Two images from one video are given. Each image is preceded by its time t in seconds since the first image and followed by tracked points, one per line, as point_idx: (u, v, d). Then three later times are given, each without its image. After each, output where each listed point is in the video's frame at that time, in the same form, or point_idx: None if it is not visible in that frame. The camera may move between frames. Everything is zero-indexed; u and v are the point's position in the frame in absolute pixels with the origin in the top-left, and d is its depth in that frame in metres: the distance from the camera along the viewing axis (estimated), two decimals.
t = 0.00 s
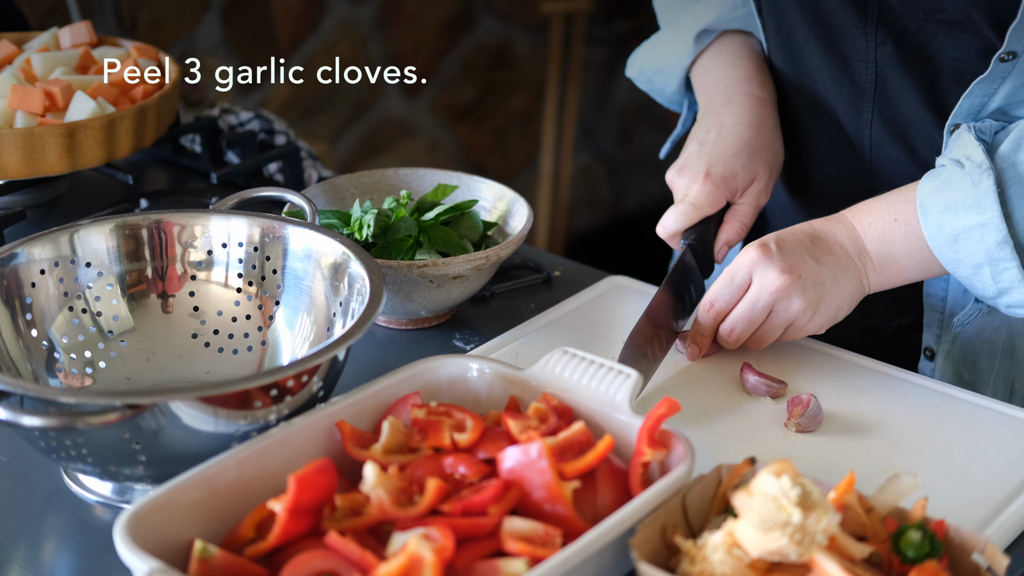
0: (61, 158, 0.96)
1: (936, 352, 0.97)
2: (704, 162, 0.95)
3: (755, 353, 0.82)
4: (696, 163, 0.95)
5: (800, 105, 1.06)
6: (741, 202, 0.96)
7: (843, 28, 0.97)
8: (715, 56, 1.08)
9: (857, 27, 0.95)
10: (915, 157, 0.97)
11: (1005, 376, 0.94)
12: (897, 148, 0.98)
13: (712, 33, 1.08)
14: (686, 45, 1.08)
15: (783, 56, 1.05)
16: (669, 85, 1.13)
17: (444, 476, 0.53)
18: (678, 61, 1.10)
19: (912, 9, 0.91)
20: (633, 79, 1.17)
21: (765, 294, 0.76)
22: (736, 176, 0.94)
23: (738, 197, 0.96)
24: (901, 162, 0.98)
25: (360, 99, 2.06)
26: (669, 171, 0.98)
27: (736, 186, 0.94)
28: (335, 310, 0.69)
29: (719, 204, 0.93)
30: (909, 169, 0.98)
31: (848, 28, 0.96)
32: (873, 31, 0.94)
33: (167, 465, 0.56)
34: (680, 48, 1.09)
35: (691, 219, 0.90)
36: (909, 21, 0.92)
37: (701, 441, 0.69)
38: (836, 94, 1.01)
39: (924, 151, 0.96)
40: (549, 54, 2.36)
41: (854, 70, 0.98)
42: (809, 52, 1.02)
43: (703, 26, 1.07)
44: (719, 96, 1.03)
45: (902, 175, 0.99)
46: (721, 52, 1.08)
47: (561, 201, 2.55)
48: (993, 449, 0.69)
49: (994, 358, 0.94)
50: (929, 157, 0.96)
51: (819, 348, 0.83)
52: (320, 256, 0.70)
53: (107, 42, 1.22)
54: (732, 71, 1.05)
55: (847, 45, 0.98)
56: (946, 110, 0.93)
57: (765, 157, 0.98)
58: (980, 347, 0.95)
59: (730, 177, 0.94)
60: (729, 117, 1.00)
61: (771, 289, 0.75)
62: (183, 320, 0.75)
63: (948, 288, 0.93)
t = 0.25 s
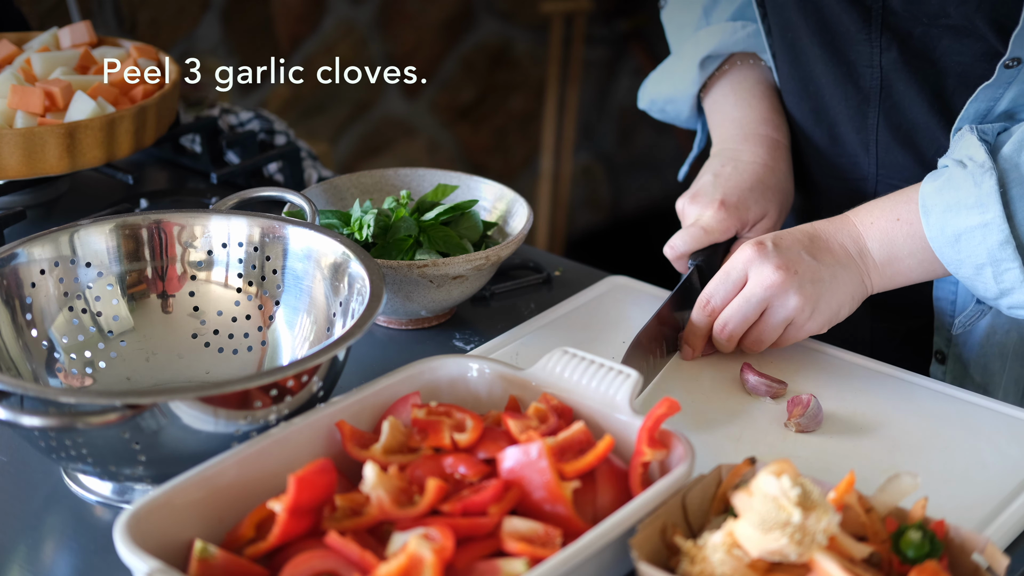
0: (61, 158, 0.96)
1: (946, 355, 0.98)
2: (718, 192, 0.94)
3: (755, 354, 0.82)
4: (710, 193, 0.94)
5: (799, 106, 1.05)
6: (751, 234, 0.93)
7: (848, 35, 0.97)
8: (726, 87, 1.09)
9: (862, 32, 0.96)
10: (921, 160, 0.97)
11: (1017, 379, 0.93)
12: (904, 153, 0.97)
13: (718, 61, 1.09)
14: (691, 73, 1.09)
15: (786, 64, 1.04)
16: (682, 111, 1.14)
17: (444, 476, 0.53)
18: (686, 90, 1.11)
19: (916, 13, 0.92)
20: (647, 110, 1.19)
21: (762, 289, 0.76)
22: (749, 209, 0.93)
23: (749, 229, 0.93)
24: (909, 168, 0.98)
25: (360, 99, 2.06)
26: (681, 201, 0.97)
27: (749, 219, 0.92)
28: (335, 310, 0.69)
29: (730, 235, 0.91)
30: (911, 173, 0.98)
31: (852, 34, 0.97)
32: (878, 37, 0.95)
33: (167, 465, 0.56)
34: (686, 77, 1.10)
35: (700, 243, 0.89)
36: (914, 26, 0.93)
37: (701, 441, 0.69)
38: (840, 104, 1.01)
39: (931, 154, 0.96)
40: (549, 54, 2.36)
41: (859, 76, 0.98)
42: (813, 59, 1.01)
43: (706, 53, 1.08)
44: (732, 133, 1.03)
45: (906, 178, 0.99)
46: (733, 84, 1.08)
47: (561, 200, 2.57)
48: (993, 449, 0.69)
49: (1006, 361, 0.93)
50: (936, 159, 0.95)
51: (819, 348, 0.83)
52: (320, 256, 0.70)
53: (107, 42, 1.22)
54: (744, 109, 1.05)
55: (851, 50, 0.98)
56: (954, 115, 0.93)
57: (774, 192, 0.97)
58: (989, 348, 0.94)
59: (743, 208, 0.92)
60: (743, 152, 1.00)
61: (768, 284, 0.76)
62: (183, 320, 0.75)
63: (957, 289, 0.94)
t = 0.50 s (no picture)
0: (61, 158, 0.96)
1: (950, 355, 0.98)
2: (718, 193, 0.94)
3: (755, 354, 0.82)
4: (710, 194, 0.94)
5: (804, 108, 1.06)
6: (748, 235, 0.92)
7: (852, 32, 0.97)
8: (729, 87, 1.09)
9: (866, 30, 0.96)
10: (927, 160, 0.96)
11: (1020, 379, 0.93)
12: (907, 150, 0.97)
13: (722, 59, 1.09)
14: (695, 70, 1.09)
15: (790, 61, 1.04)
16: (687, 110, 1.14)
17: (444, 476, 0.53)
18: (690, 87, 1.11)
19: (921, 12, 0.92)
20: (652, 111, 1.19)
21: (765, 264, 0.77)
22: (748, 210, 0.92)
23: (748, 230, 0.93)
24: (911, 165, 0.98)
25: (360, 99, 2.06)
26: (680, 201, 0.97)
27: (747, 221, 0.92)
28: (335, 310, 0.69)
29: (729, 235, 0.91)
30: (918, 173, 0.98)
31: (857, 31, 0.97)
32: (882, 35, 0.95)
33: (167, 465, 0.56)
34: (690, 75, 1.10)
35: (698, 243, 0.89)
36: (918, 25, 0.93)
37: (701, 441, 0.69)
38: (845, 100, 1.01)
39: (936, 151, 0.96)
40: (549, 54, 2.36)
41: (864, 73, 0.98)
42: (818, 56, 1.02)
43: (709, 51, 1.08)
44: (733, 132, 1.03)
45: (910, 178, 0.99)
46: (736, 84, 1.08)
47: (561, 200, 2.56)
48: (993, 449, 0.69)
49: (1009, 359, 0.93)
50: (940, 157, 0.95)
51: (819, 348, 0.83)
52: (320, 256, 0.70)
53: (107, 42, 1.22)
54: (746, 109, 1.05)
55: (855, 48, 0.98)
56: (957, 114, 0.93)
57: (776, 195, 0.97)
58: (996, 348, 0.93)
59: (742, 209, 0.92)
60: (744, 153, 1.00)
61: (772, 259, 0.77)
62: (183, 320, 0.75)
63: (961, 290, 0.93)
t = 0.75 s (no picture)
0: (61, 158, 0.96)
1: (961, 357, 0.98)
2: (716, 188, 0.94)
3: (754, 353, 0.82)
4: (707, 188, 0.94)
5: (811, 112, 1.06)
6: (748, 229, 0.94)
7: (861, 32, 0.97)
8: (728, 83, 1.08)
9: (874, 30, 0.96)
10: (936, 160, 0.97)
11: None
12: (915, 150, 0.98)
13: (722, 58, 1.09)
14: (697, 69, 1.09)
15: (795, 61, 1.05)
16: (686, 108, 1.14)
17: (444, 476, 0.53)
18: (691, 86, 1.11)
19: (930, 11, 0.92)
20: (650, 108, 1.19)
21: (818, 272, 0.77)
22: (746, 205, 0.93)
23: (744, 225, 0.94)
24: (919, 164, 0.98)
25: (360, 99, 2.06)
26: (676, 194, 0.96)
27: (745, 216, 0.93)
28: (335, 310, 0.69)
29: (727, 230, 0.91)
30: (928, 172, 0.98)
31: (866, 31, 0.97)
32: (891, 34, 0.95)
33: (167, 465, 0.56)
34: (691, 74, 1.10)
35: (698, 239, 0.88)
36: (928, 24, 0.92)
37: (701, 441, 0.69)
38: (853, 101, 1.01)
39: (943, 151, 0.96)
40: (549, 54, 2.36)
41: (871, 73, 0.98)
42: (824, 56, 1.02)
43: (711, 50, 1.08)
44: (732, 125, 1.03)
45: (920, 179, 0.99)
46: (735, 80, 1.08)
47: (561, 200, 2.57)
48: (993, 449, 0.69)
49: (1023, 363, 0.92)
50: (947, 157, 0.96)
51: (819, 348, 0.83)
52: (320, 256, 0.70)
53: (107, 42, 1.22)
54: (746, 103, 1.05)
55: (863, 48, 0.98)
56: (967, 114, 0.93)
57: (774, 190, 0.97)
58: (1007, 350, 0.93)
59: (740, 204, 0.92)
60: (742, 146, 0.99)
61: (827, 267, 0.76)
62: (183, 319, 0.75)
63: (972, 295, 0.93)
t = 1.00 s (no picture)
0: (61, 158, 0.96)
1: (964, 354, 0.97)
2: (713, 140, 0.93)
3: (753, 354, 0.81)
4: (705, 142, 0.94)
5: (812, 109, 1.06)
6: (749, 181, 0.94)
7: (866, 31, 0.98)
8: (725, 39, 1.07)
9: (880, 29, 0.96)
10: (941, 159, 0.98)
11: None
12: (921, 148, 0.98)
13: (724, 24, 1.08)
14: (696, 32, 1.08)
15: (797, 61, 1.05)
16: (680, 74, 1.13)
17: (444, 476, 0.53)
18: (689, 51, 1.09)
19: (936, 11, 0.93)
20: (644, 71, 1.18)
21: (815, 281, 0.76)
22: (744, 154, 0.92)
23: (746, 176, 0.94)
24: (925, 163, 0.99)
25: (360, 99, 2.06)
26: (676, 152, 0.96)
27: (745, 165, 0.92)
28: (335, 310, 0.69)
29: (728, 184, 0.91)
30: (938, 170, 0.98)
31: (870, 30, 0.97)
32: (896, 34, 0.95)
33: (167, 465, 0.56)
34: (690, 37, 1.09)
35: (699, 201, 0.89)
36: (933, 23, 0.93)
37: (701, 440, 0.69)
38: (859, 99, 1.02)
39: (948, 150, 0.97)
40: (549, 54, 2.36)
41: (875, 73, 0.99)
42: (830, 57, 1.02)
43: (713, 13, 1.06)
44: (726, 75, 1.01)
45: (927, 179, 0.99)
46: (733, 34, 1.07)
47: (561, 200, 2.57)
48: (993, 449, 0.69)
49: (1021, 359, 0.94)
50: (954, 157, 0.96)
51: (819, 349, 0.83)
52: (320, 256, 0.70)
53: (107, 42, 1.22)
54: (743, 54, 1.03)
55: (868, 47, 0.98)
56: (972, 114, 0.94)
57: (772, 137, 0.96)
58: (1010, 349, 0.94)
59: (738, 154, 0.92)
60: (735, 93, 0.98)
61: (819, 274, 0.76)
62: (183, 319, 0.75)
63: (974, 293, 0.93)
